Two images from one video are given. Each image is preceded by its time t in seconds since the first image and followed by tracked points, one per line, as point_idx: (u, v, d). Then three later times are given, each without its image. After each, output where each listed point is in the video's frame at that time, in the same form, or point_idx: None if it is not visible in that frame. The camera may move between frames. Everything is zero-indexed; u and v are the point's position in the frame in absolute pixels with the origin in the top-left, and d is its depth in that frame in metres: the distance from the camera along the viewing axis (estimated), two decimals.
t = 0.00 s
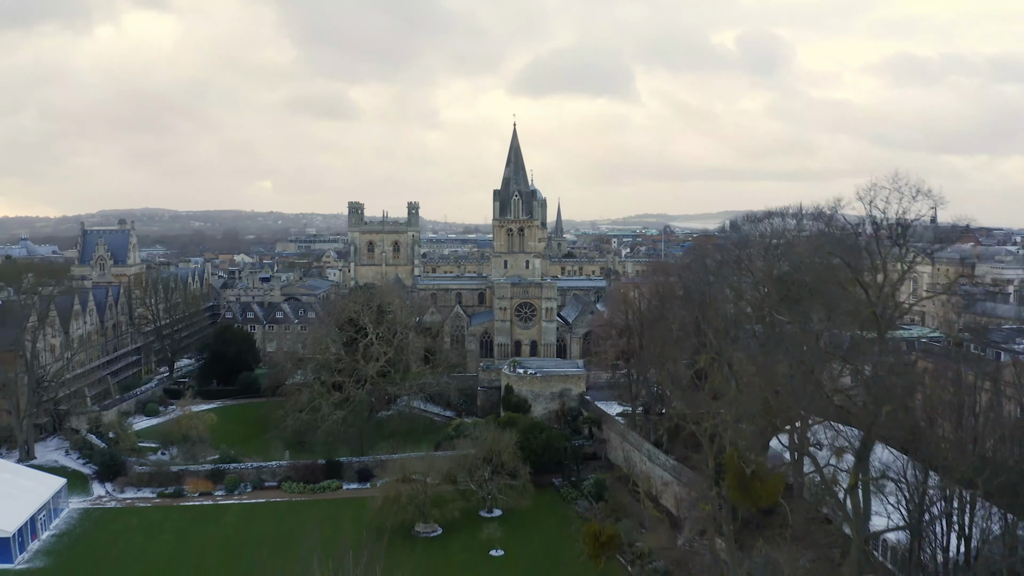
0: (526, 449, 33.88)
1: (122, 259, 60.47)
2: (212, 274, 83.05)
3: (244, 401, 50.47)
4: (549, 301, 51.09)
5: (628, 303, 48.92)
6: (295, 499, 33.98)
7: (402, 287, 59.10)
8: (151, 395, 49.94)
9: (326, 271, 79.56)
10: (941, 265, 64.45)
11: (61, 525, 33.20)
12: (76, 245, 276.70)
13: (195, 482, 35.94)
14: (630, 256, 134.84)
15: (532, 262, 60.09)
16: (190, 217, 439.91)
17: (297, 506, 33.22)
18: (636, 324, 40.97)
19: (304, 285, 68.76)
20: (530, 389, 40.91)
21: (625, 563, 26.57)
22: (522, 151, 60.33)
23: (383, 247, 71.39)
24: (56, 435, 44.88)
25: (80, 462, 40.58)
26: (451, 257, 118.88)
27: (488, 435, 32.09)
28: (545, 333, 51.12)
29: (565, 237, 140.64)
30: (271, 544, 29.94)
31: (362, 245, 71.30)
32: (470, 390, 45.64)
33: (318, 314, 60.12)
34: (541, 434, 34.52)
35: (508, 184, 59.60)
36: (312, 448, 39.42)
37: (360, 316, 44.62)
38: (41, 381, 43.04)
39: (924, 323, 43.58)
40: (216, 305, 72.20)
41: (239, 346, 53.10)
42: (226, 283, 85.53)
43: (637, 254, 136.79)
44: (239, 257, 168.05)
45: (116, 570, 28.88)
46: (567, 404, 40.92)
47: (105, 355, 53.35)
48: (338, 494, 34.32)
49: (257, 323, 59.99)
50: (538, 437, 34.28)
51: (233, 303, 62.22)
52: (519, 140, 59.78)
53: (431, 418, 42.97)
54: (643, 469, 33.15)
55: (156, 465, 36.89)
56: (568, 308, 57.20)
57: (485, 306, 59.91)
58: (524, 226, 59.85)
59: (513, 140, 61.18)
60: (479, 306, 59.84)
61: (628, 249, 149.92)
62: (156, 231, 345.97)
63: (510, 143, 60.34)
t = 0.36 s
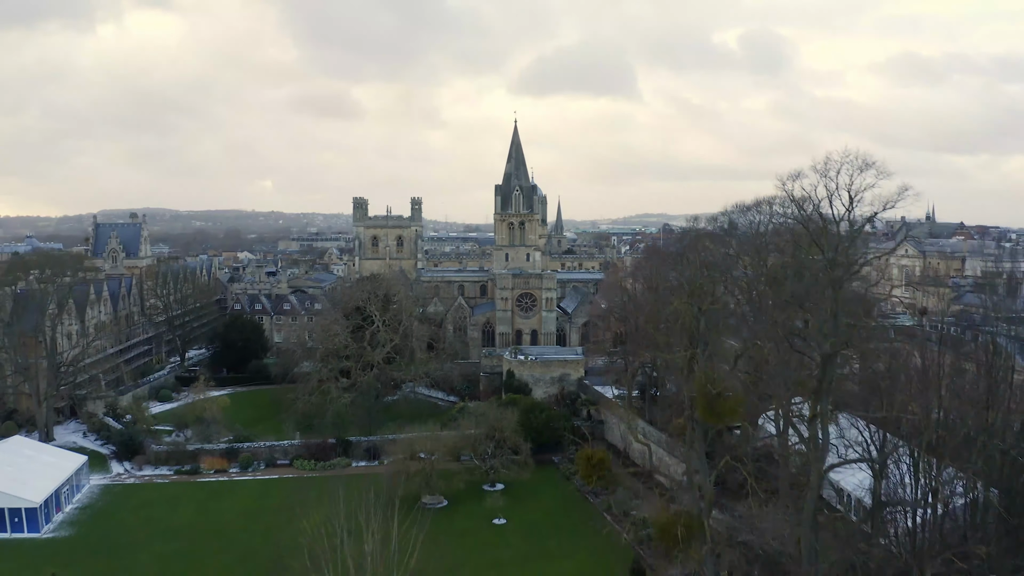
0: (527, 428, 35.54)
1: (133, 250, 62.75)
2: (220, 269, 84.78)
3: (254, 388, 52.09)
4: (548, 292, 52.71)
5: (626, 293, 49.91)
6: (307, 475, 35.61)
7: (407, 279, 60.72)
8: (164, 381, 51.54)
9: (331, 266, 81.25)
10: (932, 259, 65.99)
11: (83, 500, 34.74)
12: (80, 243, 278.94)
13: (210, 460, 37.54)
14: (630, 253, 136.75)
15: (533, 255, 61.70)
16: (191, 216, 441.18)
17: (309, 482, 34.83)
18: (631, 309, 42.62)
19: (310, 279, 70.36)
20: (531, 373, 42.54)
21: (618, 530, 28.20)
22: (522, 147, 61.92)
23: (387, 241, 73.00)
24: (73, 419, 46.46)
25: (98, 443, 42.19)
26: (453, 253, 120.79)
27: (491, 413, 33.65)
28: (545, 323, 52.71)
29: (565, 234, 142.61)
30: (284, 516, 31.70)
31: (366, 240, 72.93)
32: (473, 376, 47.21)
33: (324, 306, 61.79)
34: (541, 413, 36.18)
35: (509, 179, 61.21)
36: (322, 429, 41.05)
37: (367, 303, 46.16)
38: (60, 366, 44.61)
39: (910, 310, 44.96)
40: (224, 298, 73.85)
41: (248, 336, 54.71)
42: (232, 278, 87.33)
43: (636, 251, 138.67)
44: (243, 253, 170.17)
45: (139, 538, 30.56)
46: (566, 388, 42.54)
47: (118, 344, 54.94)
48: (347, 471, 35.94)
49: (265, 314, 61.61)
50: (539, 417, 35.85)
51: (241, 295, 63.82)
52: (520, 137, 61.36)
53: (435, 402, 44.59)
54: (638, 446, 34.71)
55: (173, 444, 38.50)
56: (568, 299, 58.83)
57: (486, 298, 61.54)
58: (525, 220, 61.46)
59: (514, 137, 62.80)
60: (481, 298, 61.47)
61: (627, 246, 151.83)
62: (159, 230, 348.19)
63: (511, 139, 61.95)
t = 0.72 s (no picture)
0: (529, 407, 37.25)
1: (145, 243, 64.46)
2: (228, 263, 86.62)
3: (264, 376, 53.86)
4: (549, 282, 54.43)
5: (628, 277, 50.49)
6: (320, 453, 37.45)
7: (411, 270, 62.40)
8: (178, 368, 53.26)
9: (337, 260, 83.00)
10: (924, 252, 67.60)
11: (104, 475, 36.44)
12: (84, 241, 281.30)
13: (225, 439, 39.30)
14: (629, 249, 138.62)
15: (534, 248, 63.37)
16: (193, 215, 443.57)
17: (321, 459, 36.62)
18: (627, 296, 44.32)
19: (317, 272, 72.13)
20: (532, 358, 44.41)
21: (614, 500, 29.84)
22: (523, 143, 63.52)
23: (391, 236, 74.67)
24: (91, 402, 48.25)
25: (117, 425, 43.90)
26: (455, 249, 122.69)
27: (495, 392, 35.40)
28: (546, 312, 54.41)
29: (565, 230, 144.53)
30: (299, 488, 33.49)
31: (371, 234, 74.63)
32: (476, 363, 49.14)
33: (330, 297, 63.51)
34: (542, 393, 37.91)
35: (511, 174, 62.84)
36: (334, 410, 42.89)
37: (374, 292, 47.85)
38: (78, 352, 46.34)
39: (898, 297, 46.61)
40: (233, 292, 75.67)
41: (259, 325, 56.40)
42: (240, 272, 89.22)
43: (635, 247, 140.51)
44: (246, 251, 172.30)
45: (159, 506, 32.22)
46: (565, 372, 44.32)
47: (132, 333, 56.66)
48: (357, 449, 37.73)
49: (273, 305, 63.33)
50: (539, 397, 37.55)
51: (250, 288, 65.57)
52: (521, 132, 62.94)
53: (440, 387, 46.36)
54: (634, 425, 36.38)
55: (191, 424, 40.24)
56: (568, 290, 60.56)
57: (488, 289, 63.24)
58: (526, 214, 63.11)
59: (515, 133, 64.41)
60: (483, 289, 63.17)
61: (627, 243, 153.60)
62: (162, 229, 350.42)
63: (512, 135, 63.55)
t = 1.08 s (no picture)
0: (531, 388, 38.94)
1: (156, 237, 66.58)
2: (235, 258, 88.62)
3: (273, 364, 55.58)
4: (549, 273, 56.18)
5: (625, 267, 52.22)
6: (330, 433, 39.11)
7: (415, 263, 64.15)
8: (190, 356, 55.03)
9: (342, 255, 84.86)
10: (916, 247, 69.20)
11: (124, 452, 38.20)
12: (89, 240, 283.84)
13: (239, 419, 41.08)
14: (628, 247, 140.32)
15: (534, 241, 65.07)
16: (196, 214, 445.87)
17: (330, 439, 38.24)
18: (623, 283, 46.00)
19: (323, 266, 73.96)
20: (533, 344, 46.24)
21: (611, 472, 31.46)
22: (524, 139, 65.24)
23: (395, 231, 76.44)
24: (106, 387, 50.00)
25: (133, 408, 45.67)
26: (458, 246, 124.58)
27: (497, 374, 36.94)
28: (546, 303, 56.14)
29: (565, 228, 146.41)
30: (311, 464, 35.10)
31: (375, 229, 76.43)
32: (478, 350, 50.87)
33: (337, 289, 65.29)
34: (543, 376, 39.65)
35: (512, 170, 64.56)
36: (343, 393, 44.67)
37: (380, 281, 49.56)
38: (96, 338, 48.12)
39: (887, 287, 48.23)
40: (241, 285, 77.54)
41: (268, 315, 58.14)
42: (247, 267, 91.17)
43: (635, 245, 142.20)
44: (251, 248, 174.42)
45: (178, 478, 33.95)
46: (565, 357, 46.08)
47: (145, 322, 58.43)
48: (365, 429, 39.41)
49: (281, 297, 65.14)
50: (538, 380, 39.15)
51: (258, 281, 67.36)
52: (521, 129, 64.65)
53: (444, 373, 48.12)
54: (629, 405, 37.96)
55: (206, 405, 42.00)
56: (568, 282, 62.29)
57: (490, 282, 64.95)
58: (526, 208, 64.81)
59: (516, 129, 66.14)
60: (485, 282, 64.88)
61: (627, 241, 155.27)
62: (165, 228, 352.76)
63: (513, 131, 65.27)
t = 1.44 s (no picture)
0: (531, 371, 40.61)
1: (167, 230, 69.05)
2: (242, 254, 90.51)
3: (282, 352, 57.28)
4: (548, 265, 57.89)
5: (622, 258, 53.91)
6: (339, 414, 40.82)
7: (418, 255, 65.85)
8: (201, 345, 56.71)
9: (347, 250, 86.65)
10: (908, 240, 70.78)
11: (142, 432, 39.87)
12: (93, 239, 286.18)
13: (252, 402, 42.85)
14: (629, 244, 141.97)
15: (535, 235, 66.72)
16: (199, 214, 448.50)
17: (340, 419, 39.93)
18: (620, 272, 47.66)
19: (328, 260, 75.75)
20: (533, 332, 48.10)
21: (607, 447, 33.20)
22: (524, 135, 66.93)
23: (398, 225, 78.17)
24: (120, 373, 51.68)
25: (148, 392, 47.36)
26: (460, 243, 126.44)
27: (498, 357, 38.59)
28: (546, 293, 57.82)
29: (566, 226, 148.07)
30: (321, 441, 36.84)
31: (379, 224, 78.19)
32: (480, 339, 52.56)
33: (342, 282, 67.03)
34: (542, 360, 41.35)
35: (513, 165, 66.26)
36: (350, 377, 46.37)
37: (385, 271, 51.23)
38: (111, 325, 49.82)
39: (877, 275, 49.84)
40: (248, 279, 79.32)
41: (276, 305, 59.83)
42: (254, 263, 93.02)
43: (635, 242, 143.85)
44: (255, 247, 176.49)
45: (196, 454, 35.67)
46: (564, 344, 47.83)
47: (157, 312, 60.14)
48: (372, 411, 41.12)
49: (288, 289, 66.87)
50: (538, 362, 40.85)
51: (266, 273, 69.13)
52: (522, 125, 66.34)
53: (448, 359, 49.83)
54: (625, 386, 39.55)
55: (219, 388, 43.69)
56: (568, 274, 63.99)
57: (492, 274, 66.61)
58: (527, 203, 66.46)
59: (517, 126, 67.84)
60: (486, 274, 66.55)
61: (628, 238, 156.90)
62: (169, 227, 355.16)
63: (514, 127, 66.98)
